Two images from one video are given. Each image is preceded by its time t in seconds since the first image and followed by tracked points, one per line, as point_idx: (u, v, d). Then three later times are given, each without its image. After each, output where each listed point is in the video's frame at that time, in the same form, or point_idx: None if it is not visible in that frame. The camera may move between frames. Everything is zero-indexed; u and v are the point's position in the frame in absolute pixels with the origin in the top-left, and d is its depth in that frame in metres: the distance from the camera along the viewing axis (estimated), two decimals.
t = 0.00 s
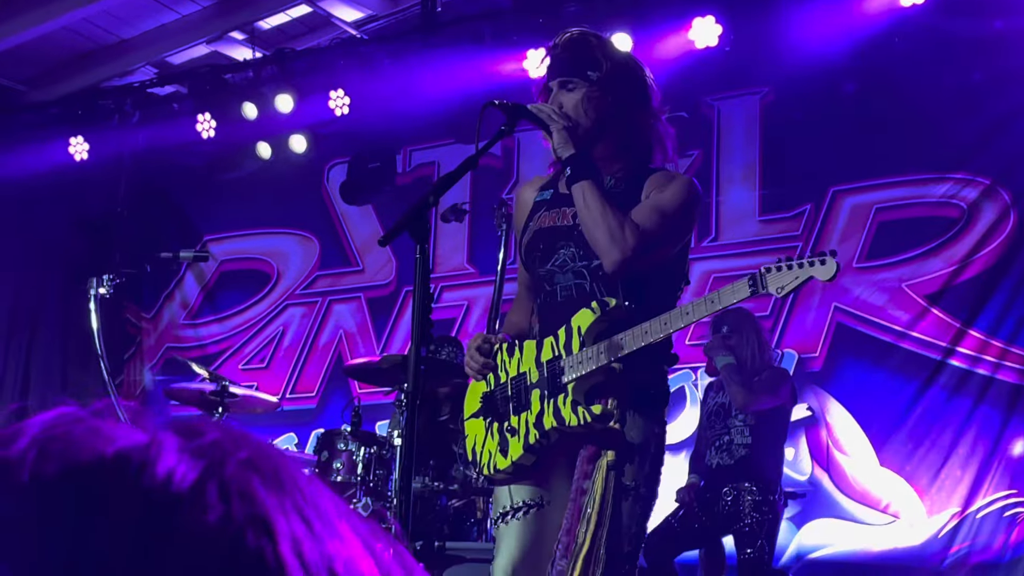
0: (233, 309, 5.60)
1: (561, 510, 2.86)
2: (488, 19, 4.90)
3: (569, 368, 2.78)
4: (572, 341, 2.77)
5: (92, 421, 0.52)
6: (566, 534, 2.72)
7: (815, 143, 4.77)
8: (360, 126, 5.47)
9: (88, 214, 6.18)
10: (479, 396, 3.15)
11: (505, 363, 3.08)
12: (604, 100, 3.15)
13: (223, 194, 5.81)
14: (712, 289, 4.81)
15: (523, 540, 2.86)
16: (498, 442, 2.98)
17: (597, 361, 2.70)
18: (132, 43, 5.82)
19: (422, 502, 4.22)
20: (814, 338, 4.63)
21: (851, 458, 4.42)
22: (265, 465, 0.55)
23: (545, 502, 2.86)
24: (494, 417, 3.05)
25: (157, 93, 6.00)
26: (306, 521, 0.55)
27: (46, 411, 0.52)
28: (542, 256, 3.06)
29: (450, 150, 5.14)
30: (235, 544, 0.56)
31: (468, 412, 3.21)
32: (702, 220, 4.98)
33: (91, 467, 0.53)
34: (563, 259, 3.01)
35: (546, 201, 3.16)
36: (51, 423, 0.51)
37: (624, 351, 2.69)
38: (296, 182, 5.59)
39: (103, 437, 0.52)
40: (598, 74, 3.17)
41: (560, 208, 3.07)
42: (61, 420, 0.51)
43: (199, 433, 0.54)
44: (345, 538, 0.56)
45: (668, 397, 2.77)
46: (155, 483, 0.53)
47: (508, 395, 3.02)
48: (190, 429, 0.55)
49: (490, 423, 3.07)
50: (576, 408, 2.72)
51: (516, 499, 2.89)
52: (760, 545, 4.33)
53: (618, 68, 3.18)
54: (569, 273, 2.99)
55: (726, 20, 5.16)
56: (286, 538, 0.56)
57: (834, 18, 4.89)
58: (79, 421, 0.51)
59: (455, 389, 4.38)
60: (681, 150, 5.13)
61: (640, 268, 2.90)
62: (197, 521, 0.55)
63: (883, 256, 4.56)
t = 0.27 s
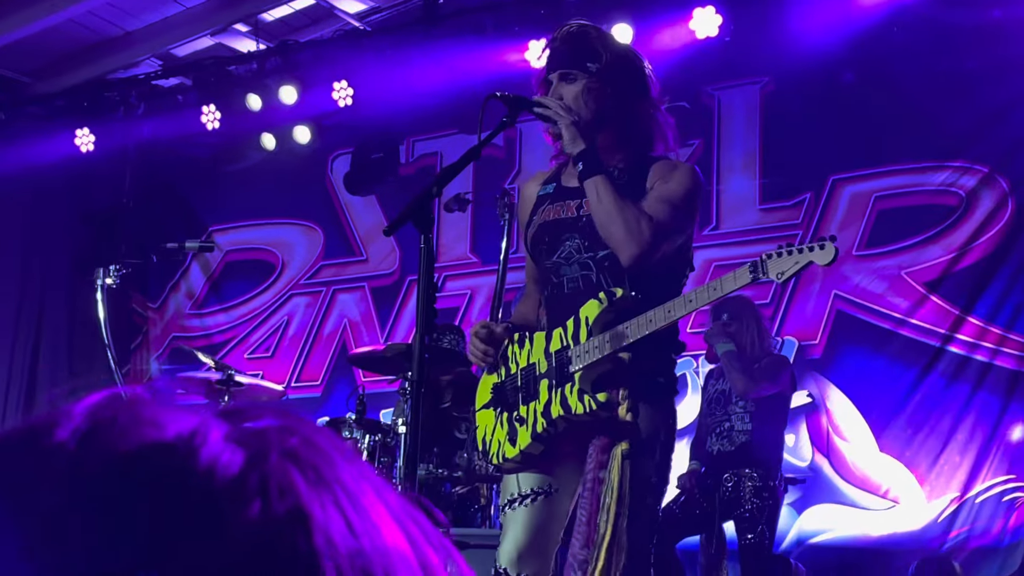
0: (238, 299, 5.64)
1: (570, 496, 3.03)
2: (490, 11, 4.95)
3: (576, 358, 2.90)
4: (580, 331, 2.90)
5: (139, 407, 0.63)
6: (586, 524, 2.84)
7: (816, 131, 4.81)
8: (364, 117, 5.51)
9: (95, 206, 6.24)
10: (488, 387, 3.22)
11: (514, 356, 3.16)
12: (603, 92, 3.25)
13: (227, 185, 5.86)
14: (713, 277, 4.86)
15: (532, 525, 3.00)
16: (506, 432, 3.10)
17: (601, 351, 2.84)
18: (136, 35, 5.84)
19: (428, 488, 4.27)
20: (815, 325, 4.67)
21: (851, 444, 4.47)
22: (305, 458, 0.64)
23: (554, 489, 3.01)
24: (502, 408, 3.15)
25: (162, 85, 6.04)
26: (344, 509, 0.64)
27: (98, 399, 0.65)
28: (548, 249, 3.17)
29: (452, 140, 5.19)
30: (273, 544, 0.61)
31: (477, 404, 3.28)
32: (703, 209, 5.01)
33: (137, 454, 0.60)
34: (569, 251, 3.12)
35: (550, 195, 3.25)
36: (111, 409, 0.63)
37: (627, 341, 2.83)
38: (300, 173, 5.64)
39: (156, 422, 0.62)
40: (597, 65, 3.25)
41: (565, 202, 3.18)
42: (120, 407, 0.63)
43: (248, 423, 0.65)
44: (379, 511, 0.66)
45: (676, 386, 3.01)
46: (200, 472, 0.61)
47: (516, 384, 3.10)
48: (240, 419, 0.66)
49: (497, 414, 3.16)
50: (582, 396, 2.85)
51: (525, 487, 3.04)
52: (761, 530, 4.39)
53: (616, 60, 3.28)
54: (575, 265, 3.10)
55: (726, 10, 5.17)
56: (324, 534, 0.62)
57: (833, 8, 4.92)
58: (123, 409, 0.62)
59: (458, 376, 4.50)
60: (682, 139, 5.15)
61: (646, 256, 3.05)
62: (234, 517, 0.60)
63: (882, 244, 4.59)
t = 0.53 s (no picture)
0: (249, 289, 5.81)
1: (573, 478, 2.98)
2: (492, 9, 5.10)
3: (573, 346, 2.89)
4: (577, 321, 2.89)
5: (180, 393, 0.53)
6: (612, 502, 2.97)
7: (809, 125, 4.96)
8: (370, 113, 5.67)
9: (109, 200, 6.40)
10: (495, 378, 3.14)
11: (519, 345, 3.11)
12: (603, 90, 3.37)
13: (238, 180, 6.02)
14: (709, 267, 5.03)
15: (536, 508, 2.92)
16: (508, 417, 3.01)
17: (598, 339, 2.83)
18: (149, 34, 5.99)
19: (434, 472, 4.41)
20: (807, 312, 4.83)
21: (842, 427, 4.64)
22: (344, 450, 0.54)
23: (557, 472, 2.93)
24: (506, 395, 3.08)
25: (174, 83, 6.21)
26: (381, 488, 0.54)
27: (136, 384, 0.54)
28: (550, 243, 3.16)
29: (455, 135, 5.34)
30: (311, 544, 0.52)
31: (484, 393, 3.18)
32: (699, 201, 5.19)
33: (178, 445, 0.51)
34: (570, 244, 3.12)
35: (550, 189, 3.25)
36: (145, 392, 0.52)
37: (622, 327, 2.83)
38: (308, 167, 5.80)
39: (194, 409, 0.52)
40: (596, 64, 3.37)
41: (566, 195, 3.18)
42: (156, 388, 0.53)
43: (291, 409, 0.55)
44: (412, 502, 0.55)
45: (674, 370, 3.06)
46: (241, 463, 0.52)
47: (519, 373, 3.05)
48: (277, 403, 0.56)
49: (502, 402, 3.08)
50: (576, 382, 2.83)
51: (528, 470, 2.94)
52: (756, 511, 4.55)
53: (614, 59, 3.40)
54: (576, 257, 3.10)
55: (721, 8, 5.32)
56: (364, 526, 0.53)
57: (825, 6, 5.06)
58: (165, 394, 0.52)
59: (462, 363, 4.65)
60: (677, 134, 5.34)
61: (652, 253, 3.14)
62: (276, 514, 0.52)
63: (872, 234, 4.75)
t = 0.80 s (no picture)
0: (255, 283, 5.89)
1: (574, 470, 2.72)
2: (494, 6, 5.17)
3: (572, 341, 2.62)
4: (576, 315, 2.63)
5: (188, 378, 0.54)
6: (623, 502, 2.53)
7: (806, 120, 5.03)
8: (373, 109, 5.75)
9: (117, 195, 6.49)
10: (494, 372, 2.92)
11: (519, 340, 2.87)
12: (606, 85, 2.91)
13: (242, 174, 6.10)
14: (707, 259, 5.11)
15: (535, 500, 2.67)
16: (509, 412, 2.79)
17: (597, 334, 2.55)
18: (155, 33, 6.02)
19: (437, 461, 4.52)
20: (803, 304, 4.92)
21: (837, 417, 4.72)
22: (349, 438, 0.56)
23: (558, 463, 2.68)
24: (506, 390, 2.85)
25: (180, 80, 6.28)
26: (384, 482, 0.57)
27: (148, 366, 0.56)
28: (546, 241, 2.85)
29: (455, 131, 5.42)
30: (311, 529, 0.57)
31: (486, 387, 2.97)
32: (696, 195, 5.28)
33: (185, 432, 0.54)
34: (567, 241, 2.80)
35: (547, 187, 2.92)
36: (154, 377, 0.54)
37: (623, 323, 2.54)
38: (313, 163, 5.89)
39: (201, 395, 0.54)
40: (598, 59, 2.93)
41: (563, 191, 2.85)
42: (165, 372, 0.55)
43: (296, 393, 0.56)
44: (416, 491, 0.58)
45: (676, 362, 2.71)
46: (245, 449, 0.55)
47: (520, 368, 2.81)
48: (281, 386, 0.56)
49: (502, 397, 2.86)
50: (576, 376, 2.59)
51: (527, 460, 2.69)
52: (753, 499, 4.60)
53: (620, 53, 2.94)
54: (575, 254, 2.79)
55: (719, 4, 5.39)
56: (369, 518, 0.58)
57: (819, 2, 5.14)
58: (174, 380, 0.54)
59: (463, 355, 4.70)
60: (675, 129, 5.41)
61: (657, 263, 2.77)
62: (280, 499, 0.56)
63: (868, 227, 4.82)
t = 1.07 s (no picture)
0: (260, 276, 5.96)
1: (575, 459, 2.57)
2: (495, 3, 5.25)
3: (575, 331, 2.54)
4: (579, 304, 2.55)
5: (174, 354, 0.49)
6: (613, 486, 2.52)
7: (804, 113, 5.09)
8: (375, 103, 5.83)
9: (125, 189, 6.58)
10: (496, 364, 2.80)
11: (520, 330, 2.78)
12: (605, 80, 2.84)
13: (248, 167, 6.22)
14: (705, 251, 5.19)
15: (540, 488, 2.51)
16: (511, 401, 2.66)
17: (599, 323, 2.47)
18: (162, 29, 6.07)
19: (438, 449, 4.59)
20: (800, 295, 5.01)
21: (834, 405, 4.80)
22: (340, 416, 0.51)
23: (560, 452, 2.52)
24: (508, 379, 2.72)
25: (186, 75, 6.35)
26: (377, 454, 0.51)
27: (135, 346, 0.50)
28: (547, 232, 2.76)
29: (456, 125, 5.51)
30: (304, 523, 0.50)
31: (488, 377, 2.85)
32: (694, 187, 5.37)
33: (173, 415, 0.48)
34: (568, 232, 2.70)
35: (547, 179, 2.84)
36: (141, 356, 0.48)
37: (624, 312, 2.47)
38: (317, 157, 5.99)
39: (190, 372, 0.48)
40: (597, 53, 2.85)
41: (564, 182, 2.76)
42: (152, 351, 0.49)
43: (286, 369, 0.51)
44: (409, 470, 0.53)
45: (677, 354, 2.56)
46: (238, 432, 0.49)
47: (522, 357, 2.71)
48: (272, 361, 0.51)
49: (504, 386, 2.72)
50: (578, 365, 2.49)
51: (529, 449, 2.54)
52: (751, 487, 4.55)
53: (620, 49, 2.87)
54: (576, 245, 2.68)
55: None
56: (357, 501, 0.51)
57: None
58: (165, 358, 0.48)
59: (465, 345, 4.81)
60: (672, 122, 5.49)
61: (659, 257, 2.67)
62: (269, 487, 0.50)
63: (863, 218, 4.90)
